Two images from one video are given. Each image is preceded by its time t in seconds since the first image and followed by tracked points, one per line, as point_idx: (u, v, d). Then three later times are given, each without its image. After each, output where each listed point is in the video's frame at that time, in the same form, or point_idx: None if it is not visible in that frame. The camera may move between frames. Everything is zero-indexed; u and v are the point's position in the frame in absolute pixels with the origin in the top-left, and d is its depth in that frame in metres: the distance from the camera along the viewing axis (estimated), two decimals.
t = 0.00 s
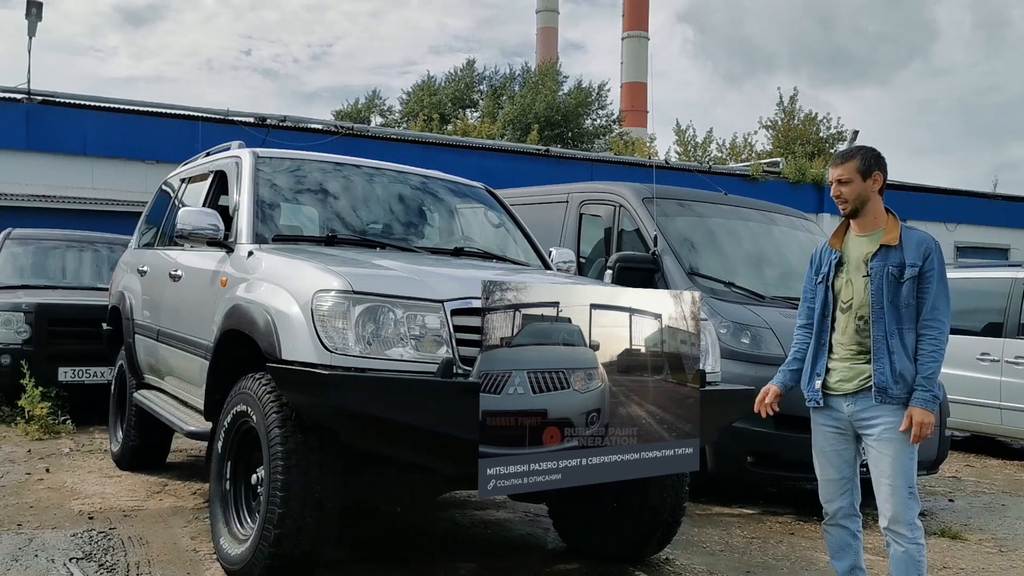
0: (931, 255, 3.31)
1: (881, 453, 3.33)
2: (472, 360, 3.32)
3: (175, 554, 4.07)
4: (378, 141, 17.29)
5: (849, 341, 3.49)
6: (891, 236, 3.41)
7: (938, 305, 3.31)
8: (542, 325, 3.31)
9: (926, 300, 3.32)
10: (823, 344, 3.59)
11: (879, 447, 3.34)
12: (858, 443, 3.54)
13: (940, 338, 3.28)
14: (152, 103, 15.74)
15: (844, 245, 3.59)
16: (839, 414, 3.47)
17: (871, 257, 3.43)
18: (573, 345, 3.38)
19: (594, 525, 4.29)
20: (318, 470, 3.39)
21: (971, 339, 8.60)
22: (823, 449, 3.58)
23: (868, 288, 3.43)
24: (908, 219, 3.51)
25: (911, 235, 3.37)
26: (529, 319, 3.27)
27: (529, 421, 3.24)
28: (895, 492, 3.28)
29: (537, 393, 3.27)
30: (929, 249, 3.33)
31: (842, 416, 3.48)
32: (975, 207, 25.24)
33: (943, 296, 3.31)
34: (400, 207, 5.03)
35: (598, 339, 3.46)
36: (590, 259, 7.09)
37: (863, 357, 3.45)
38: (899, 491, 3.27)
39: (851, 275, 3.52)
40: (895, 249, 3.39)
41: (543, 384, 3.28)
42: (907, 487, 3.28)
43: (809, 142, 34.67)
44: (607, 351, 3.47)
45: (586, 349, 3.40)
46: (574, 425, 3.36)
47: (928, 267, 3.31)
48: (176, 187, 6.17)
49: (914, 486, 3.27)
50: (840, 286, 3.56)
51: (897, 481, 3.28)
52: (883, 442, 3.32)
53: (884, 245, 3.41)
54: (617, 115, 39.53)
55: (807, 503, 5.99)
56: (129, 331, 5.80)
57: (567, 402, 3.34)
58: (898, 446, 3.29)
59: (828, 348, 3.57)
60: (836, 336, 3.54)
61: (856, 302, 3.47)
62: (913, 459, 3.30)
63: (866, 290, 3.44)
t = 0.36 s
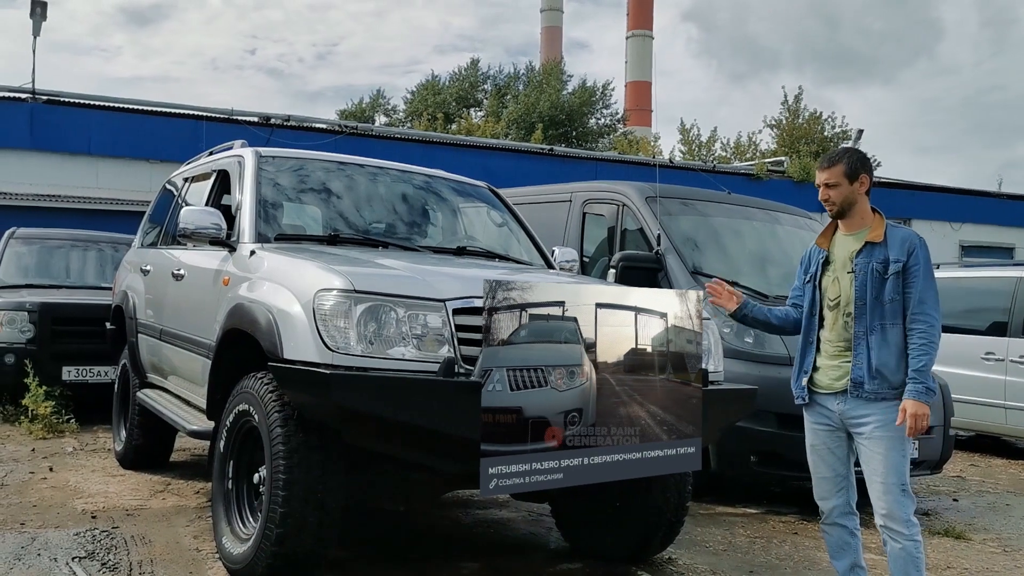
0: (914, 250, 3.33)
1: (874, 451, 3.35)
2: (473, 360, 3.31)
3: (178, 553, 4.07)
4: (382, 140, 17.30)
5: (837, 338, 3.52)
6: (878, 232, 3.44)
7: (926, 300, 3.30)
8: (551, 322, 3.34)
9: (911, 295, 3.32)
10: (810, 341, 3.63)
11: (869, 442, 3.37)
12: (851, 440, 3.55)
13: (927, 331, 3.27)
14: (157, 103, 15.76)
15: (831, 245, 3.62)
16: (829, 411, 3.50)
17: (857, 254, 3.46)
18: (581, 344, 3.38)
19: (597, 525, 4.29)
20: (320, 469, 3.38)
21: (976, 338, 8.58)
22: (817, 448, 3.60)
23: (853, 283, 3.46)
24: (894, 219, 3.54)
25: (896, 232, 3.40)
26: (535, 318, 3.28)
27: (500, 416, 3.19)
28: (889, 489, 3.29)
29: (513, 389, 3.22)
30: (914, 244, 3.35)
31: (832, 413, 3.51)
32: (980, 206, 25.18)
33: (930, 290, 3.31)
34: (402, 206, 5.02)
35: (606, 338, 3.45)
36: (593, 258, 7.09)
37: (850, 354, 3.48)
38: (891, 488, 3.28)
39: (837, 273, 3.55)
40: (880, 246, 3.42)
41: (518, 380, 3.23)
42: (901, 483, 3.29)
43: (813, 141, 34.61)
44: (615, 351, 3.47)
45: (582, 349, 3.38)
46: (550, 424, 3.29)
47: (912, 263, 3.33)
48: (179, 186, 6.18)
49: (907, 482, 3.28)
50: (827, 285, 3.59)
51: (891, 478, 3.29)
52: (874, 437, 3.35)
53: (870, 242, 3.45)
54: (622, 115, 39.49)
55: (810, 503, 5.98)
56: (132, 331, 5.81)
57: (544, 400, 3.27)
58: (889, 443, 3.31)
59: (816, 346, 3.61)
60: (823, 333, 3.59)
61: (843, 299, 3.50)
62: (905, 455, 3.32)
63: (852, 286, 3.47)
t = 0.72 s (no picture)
0: (908, 253, 3.33)
1: (873, 448, 3.33)
2: (477, 360, 3.31)
3: (182, 552, 4.07)
4: (387, 139, 17.30)
5: (835, 339, 3.50)
6: (873, 235, 3.43)
7: (918, 302, 3.31)
8: (573, 322, 3.37)
9: (905, 298, 3.32)
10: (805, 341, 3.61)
11: (867, 440, 3.35)
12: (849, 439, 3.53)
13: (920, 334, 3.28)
14: (162, 102, 15.79)
15: (826, 246, 3.59)
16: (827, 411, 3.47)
17: (852, 256, 3.45)
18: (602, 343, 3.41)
19: (601, 524, 4.28)
20: (323, 468, 3.38)
21: (982, 337, 8.56)
22: (815, 447, 3.57)
23: (849, 286, 3.44)
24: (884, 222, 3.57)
25: (891, 234, 3.40)
26: (559, 318, 3.33)
27: (499, 413, 3.17)
28: (888, 485, 3.27)
29: (512, 385, 3.21)
30: (907, 248, 3.34)
31: (830, 412, 3.49)
32: (986, 204, 25.11)
33: (923, 292, 3.31)
34: (407, 205, 5.02)
35: (626, 338, 3.49)
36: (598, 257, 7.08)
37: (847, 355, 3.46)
38: (890, 484, 3.27)
39: (832, 275, 3.53)
40: (875, 248, 3.41)
41: (519, 376, 3.22)
42: (899, 479, 3.28)
43: (819, 140, 34.53)
44: (635, 351, 3.51)
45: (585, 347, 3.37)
46: (547, 421, 3.27)
47: (906, 266, 3.33)
48: (184, 185, 6.18)
49: (905, 478, 3.27)
50: (822, 286, 3.57)
51: (890, 474, 3.28)
52: (872, 435, 3.33)
53: (865, 243, 3.43)
54: (627, 113, 39.46)
55: (815, 502, 5.96)
56: (137, 329, 5.82)
57: (542, 396, 3.25)
58: (888, 441, 3.30)
59: (811, 346, 3.59)
60: (819, 334, 3.57)
61: (840, 301, 3.48)
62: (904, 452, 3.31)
63: (848, 289, 3.45)
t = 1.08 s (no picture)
0: (912, 256, 3.32)
1: (880, 441, 3.33)
2: (487, 356, 3.31)
3: (192, 547, 4.08)
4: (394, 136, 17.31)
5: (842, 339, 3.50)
6: (876, 236, 3.42)
7: (923, 304, 3.32)
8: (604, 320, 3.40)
9: (911, 301, 3.33)
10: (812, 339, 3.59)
11: (875, 432, 3.35)
12: (858, 434, 3.53)
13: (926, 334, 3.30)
14: (169, 99, 15.81)
15: (829, 245, 3.57)
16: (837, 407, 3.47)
17: (856, 258, 3.44)
18: (636, 341, 3.46)
19: (609, 521, 4.28)
20: (333, 464, 3.39)
21: (989, 335, 8.53)
22: (824, 443, 3.57)
23: (854, 289, 3.44)
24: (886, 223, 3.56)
25: (894, 235, 3.39)
26: (593, 318, 3.37)
27: (507, 410, 3.17)
28: (895, 473, 3.28)
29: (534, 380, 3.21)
30: (912, 252, 3.33)
31: (839, 408, 3.49)
32: (993, 201, 25.02)
33: (927, 293, 3.33)
34: (414, 202, 5.02)
35: (659, 335, 3.54)
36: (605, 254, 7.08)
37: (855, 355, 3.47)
38: (898, 472, 3.27)
39: (837, 276, 3.52)
40: (877, 252, 3.40)
41: (538, 370, 3.22)
42: (905, 469, 3.28)
43: (825, 137, 34.44)
44: (669, 348, 3.57)
45: (601, 345, 3.36)
46: (559, 415, 3.26)
47: (909, 269, 3.33)
48: (191, 182, 6.20)
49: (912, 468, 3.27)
50: (828, 285, 3.55)
51: (896, 466, 3.28)
52: (880, 427, 3.33)
53: (869, 245, 3.42)
54: (633, 110, 39.41)
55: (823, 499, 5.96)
56: (145, 326, 5.83)
57: (554, 392, 3.25)
58: (896, 433, 3.30)
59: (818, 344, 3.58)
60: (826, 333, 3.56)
61: (847, 303, 3.48)
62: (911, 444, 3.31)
63: (853, 292, 3.45)
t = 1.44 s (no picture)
0: (933, 231, 3.34)
1: (905, 424, 3.35)
2: (518, 342, 3.34)
3: (226, 530, 4.16)
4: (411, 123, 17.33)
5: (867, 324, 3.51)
6: (897, 216, 3.44)
7: (947, 277, 3.32)
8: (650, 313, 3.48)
9: (933, 275, 3.34)
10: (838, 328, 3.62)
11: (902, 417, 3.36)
12: (886, 420, 3.54)
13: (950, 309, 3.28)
14: (188, 87, 15.90)
15: (850, 233, 3.59)
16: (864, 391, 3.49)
17: (878, 240, 3.46)
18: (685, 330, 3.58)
19: (636, 506, 4.32)
20: (366, 449, 3.44)
21: (1012, 322, 8.50)
22: (853, 428, 3.59)
23: (878, 268, 3.46)
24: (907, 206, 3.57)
25: (914, 215, 3.41)
26: (643, 308, 3.47)
27: (539, 395, 3.21)
28: (920, 460, 3.29)
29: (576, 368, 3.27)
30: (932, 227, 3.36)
31: (866, 393, 3.50)
32: (1014, 187, 24.79)
33: (950, 267, 3.33)
34: (437, 189, 5.05)
35: (707, 319, 3.66)
36: (627, 242, 7.09)
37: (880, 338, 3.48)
38: (923, 459, 3.28)
39: (861, 260, 3.54)
40: (900, 230, 3.42)
41: (581, 358, 3.28)
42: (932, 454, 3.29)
43: (843, 123, 34.19)
44: (719, 333, 3.70)
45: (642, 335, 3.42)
46: (592, 401, 3.30)
47: (931, 243, 3.34)
48: (218, 171, 6.25)
49: (937, 454, 3.29)
50: (852, 273, 3.57)
51: (921, 449, 3.29)
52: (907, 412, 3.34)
53: (889, 226, 3.44)
54: (649, 96, 39.24)
55: (846, 485, 5.97)
56: (174, 312, 5.91)
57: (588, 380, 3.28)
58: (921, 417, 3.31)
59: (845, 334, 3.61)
60: (852, 320, 3.58)
61: (871, 285, 3.50)
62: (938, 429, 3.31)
63: (878, 272, 3.47)
